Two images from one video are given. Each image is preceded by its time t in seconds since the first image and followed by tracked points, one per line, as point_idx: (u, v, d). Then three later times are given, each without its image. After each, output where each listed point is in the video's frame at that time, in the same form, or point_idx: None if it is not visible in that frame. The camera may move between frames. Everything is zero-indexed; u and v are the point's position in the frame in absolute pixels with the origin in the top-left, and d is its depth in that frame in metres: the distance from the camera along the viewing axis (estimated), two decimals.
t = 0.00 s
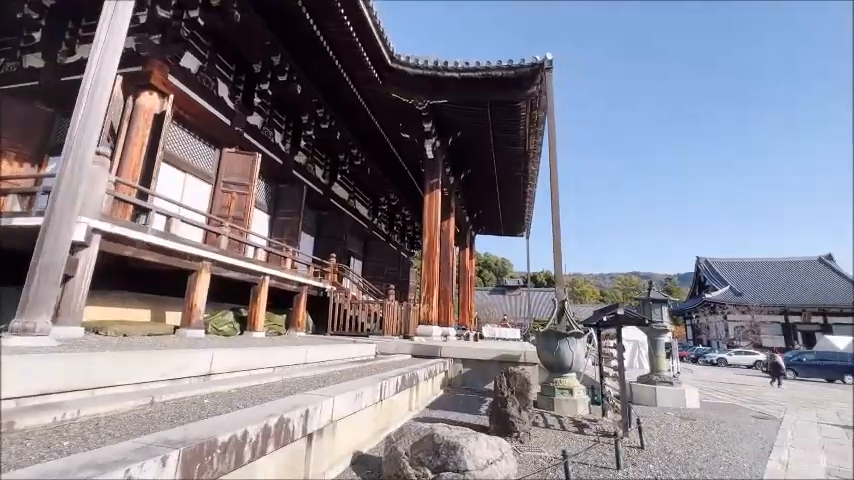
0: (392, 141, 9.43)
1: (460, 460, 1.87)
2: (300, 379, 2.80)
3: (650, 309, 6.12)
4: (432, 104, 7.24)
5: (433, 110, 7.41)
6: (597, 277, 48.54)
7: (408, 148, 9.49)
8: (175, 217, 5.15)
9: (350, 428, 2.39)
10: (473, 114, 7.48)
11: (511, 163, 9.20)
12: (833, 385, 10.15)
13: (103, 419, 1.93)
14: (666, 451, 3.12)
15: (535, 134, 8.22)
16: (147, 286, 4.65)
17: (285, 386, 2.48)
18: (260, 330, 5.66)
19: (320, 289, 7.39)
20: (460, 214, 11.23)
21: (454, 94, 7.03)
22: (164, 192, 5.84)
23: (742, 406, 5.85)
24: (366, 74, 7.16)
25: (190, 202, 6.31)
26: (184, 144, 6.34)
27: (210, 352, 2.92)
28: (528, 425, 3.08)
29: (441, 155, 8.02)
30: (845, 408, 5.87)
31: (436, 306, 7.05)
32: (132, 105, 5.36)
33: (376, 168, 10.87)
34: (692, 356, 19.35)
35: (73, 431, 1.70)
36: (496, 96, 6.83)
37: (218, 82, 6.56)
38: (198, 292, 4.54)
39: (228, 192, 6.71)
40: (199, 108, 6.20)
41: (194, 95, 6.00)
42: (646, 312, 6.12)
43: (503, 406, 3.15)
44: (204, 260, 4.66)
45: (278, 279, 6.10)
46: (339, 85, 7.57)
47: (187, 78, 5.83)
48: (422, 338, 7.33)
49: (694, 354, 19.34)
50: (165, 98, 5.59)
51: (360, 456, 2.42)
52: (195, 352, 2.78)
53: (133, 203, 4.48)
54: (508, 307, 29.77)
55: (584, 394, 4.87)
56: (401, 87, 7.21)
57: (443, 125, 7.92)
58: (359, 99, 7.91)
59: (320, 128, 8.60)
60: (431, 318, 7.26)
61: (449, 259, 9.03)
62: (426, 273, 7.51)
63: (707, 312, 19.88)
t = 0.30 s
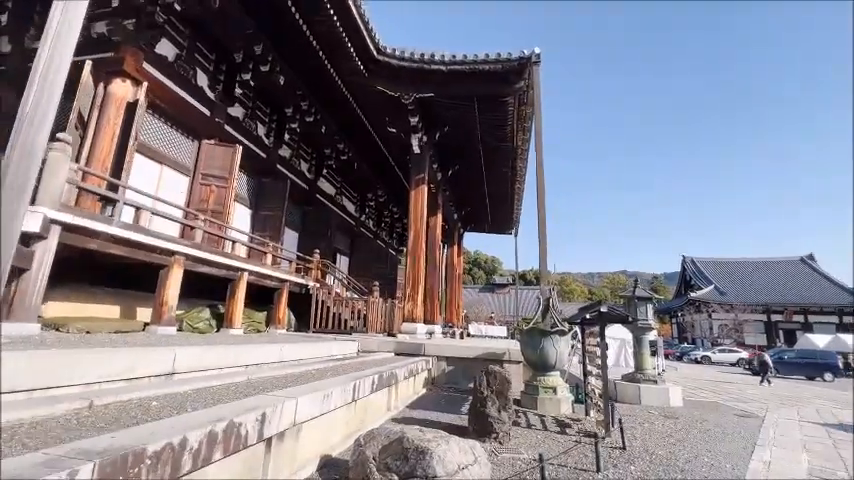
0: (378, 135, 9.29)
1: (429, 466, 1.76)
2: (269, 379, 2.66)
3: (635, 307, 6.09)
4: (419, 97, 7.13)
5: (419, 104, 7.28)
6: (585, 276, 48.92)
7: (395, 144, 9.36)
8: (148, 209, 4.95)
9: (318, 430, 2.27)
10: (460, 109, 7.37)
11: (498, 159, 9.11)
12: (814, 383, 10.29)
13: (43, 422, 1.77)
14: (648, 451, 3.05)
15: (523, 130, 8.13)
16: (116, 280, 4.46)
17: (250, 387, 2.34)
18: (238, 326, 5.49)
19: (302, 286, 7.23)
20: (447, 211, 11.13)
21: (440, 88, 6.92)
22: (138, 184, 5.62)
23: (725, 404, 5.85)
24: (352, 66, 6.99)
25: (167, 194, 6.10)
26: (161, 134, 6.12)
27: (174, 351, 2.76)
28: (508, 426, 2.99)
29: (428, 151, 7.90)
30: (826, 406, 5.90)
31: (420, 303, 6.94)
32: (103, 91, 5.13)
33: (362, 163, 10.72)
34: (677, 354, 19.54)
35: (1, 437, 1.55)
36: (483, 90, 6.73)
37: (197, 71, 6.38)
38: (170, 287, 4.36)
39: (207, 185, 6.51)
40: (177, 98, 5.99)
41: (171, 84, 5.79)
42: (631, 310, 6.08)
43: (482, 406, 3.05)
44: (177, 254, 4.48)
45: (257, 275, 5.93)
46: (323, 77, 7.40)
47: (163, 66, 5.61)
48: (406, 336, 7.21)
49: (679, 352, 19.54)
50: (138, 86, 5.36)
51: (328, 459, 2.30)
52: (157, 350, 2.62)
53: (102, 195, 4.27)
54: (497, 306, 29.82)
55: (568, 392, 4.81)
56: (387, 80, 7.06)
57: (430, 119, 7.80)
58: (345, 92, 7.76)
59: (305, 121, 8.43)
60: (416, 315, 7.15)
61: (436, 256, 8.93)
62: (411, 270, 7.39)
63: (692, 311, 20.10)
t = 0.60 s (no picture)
0: (365, 130, 9.17)
1: (391, 469, 1.67)
2: (234, 377, 2.54)
3: (621, 305, 6.04)
4: (406, 91, 7.01)
5: (406, 99, 7.16)
6: (577, 274, 49.18)
7: (382, 139, 9.24)
8: (122, 203, 4.79)
9: (282, 430, 2.17)
10: (448, 104, 7.27)
11: (487, 155, 9.02)
12: (799, 380, 10.37)
13: None
14: (629, 451, 2.99)
15: (512, 126, 8.04)
16: (87, 275, 4.30)
17: (211, 386, 2.23)
18: (216, 324, 5.37)
19: (286, 283, 7.09)
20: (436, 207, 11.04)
21: (428, 82, 6.82)
22: (113, 177, 5.45)
23: (709, 402, 5.85)
24: (337, 59, 6.83)
25: (144, 187, 5.93)
26: (139, 125, 5.95)
27: (135, 349, 2.64)
28: (485, 426, 2.92)
29: (415, 146, 7.79)
30: (809, 404, 5.91)
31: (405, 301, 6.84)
32: (76, 80, 4.95)
33: (350, 159, 10.59)
34: (666, 351, 19.67)
35: None
36: (471, 85, 6.63)
37: (177, 61, 6.21)
38: (143, 283, 4.22)
39: (187, 178, 6.35)
40: (155, 88, 5.81)
41: (149, 75, 5.62)
42: (617, 308, 6.04)
43: (458, 405, 2.96)
44: (150, 248, 4.34)
45: (238, 271, 5.80)
46: (309, 71, 7.26)
47: (140, 56, 5.44)
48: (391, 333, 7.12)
49: (668, 349, 19.68)
50: (114, 75, 5.19)
51: (292, 461, 2.19)
52: (116, 347, 2.50)
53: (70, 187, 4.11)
54: (488, 304, 29.85)
55: (551, 390, 4.75)
56: (374, 74, 6.94)
57: (418, 114, 7.68)
58: (330, 85, 7.61)
59: (291, 115, 8.28)
60: (402, 313, 7.06)
61: (424, 253, 8.84)
62: (397, 266, 7.29)
63: (681, 309, 20.24)
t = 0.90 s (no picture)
0: (355, 125, 9.05)
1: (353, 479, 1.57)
2: (202, 380, 2.43)
3: (611, 304, 5.98)
4: (395, 86, 6.91)
5: (396, 94, 7.05)
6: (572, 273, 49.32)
7: (373, 135, 9.12)
8: (99, 198, 4.65)
9: (246, 435, 2.07)
10: (438, 100, 7.17)
11: (479, 152, 8.92)
12: (790, 379, 10.39)
13: None
14: (613, 454, 2.91)
15: (503, 123, 7.94)
16: (59, 272, 4.16)
17: (172, 389, 2.12)
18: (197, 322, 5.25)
19: (272, 281, 6.96)
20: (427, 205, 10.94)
21: (418, 77, 6.71)
22: (91, 172, 5.30)
23: (699, 402, 5.81)
24: (325, 53, 6.69)
25: (124, 183, 5.80)
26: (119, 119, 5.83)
27: (99, 350, 2.51)
28: (466, 428, 2.82)
29: (405, 142, 7.68)
30: (799, 404, 5.88)
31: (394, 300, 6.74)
32: (51, 70, 4.78)
33: (341, 155, 10.47)
34: (658, 350, 19.74)
35: None
36: (461, 80, 6.53)
37: (160, 54, 6.06)
38: (119, 281, 4.10)
39: (169, 174, 6.20)
40: (136, 81, 5.65)
41: (129, 66, 5.48)
42: (607, 307, 5.98)
43: (438, 407, 2.87)
44: (126, 245, 4.20)
45: (221, 268, 5.67)
46: (297, 65, 7.13)
47: (119, 46, 5.27)
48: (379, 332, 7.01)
49: (660, 348, 19.74)
50: (91, 66, 5.02)
51: (258, 468, 2.09)
52: (76, 347, 2.38)
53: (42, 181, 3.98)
54: (483, 302, 29.84)
55: (539, 391, 4.68)
56: (362, 69, 6.82)
57: (408, 110, 7.57)
58: (319, 80, 7.48)
59: (279, 110, 8.14)
60: (390, 311, 6.95)
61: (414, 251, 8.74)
62: (386, 264, 7.17)
63: (674, 308, 20.29)
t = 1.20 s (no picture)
0: (347, 121, 8.92)
1: None
2: (171, 379, 2.32)
3: (603, 302, 5.90)
4: (386, 80, 6.79)
5: (387, 89, 6.93)
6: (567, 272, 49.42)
7: (365, 131, 8.99)
8: (77, 192, 4.50)
9: (214, 437, 1.95)
10: (430, 95, 7.07)
11: (472, 149, 8.83)
12: (783, 378, 10.39)
13: None
14: (602, 455, 2.82)
15: (496, 119, 7.84)
16: (34, 267, 4.03)
17: (135, 389, 2.00)
18: (181, 319, 5.10)
19: (260, 278, 6.82)
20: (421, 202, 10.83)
21: (410, 71, 6.59)
22: (70, 165, 5.16)
23: (691, 401, 5.76)
24: (315, 47, 6.56)
25: (106, 176, 5.65)
26: (101, 111, 5.68)
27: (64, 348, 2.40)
28: (449, 429, 2.73)
29: (397, 138, 7.57)
30: (791, 403, 5.83)
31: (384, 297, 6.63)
32: (29, 59, 4.62)
33: (333, 151, 10.34)
34: (652, 349, 19.77)
35: None
36: (453, 75, 6.42)
37: (144, 45, 5.92)
38: (96, 274, 3.96)
39: (153, 168, 6.05)
40: (118, 72, 5.49)
41: (111, 57, 5.35)
42: (599, 305, 5.90)
43: (422, 406, 2.77)
44: (105, 239, 4.07)
45: (206, 265, 5.54)
46: (286, 58, 6.99)
47: (99, 36, 5.11)
48: (369, 330, 6.91)
49: (654, 347, 19.77)
50: (71, 56, 4.86)
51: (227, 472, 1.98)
52: (37, 344, 2.26)
53: (15, 173, 3.84)
54: (478, 301, 29.80)
55: (529, 390, 4.59)
56: (352, 63, 6.70)
57: (399, 105, 7.46)
58: (309, 74, 7.36)
59: (269, 105, 8.00)
60: (381, 309, 6.85)
61: (406, 248, 8.63)
62: (377, 261, 7.06)
63: (668, 307, 20.31)
